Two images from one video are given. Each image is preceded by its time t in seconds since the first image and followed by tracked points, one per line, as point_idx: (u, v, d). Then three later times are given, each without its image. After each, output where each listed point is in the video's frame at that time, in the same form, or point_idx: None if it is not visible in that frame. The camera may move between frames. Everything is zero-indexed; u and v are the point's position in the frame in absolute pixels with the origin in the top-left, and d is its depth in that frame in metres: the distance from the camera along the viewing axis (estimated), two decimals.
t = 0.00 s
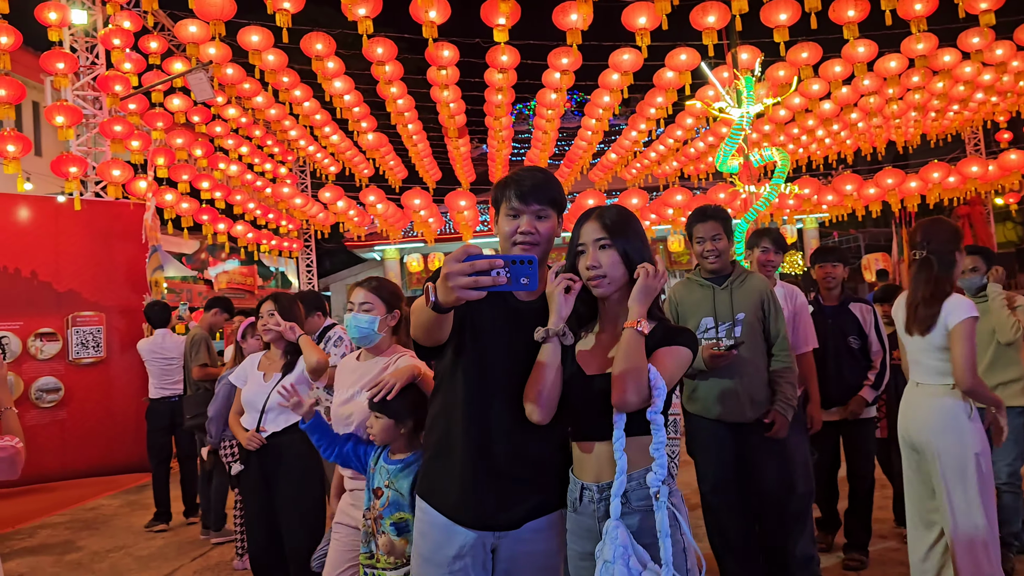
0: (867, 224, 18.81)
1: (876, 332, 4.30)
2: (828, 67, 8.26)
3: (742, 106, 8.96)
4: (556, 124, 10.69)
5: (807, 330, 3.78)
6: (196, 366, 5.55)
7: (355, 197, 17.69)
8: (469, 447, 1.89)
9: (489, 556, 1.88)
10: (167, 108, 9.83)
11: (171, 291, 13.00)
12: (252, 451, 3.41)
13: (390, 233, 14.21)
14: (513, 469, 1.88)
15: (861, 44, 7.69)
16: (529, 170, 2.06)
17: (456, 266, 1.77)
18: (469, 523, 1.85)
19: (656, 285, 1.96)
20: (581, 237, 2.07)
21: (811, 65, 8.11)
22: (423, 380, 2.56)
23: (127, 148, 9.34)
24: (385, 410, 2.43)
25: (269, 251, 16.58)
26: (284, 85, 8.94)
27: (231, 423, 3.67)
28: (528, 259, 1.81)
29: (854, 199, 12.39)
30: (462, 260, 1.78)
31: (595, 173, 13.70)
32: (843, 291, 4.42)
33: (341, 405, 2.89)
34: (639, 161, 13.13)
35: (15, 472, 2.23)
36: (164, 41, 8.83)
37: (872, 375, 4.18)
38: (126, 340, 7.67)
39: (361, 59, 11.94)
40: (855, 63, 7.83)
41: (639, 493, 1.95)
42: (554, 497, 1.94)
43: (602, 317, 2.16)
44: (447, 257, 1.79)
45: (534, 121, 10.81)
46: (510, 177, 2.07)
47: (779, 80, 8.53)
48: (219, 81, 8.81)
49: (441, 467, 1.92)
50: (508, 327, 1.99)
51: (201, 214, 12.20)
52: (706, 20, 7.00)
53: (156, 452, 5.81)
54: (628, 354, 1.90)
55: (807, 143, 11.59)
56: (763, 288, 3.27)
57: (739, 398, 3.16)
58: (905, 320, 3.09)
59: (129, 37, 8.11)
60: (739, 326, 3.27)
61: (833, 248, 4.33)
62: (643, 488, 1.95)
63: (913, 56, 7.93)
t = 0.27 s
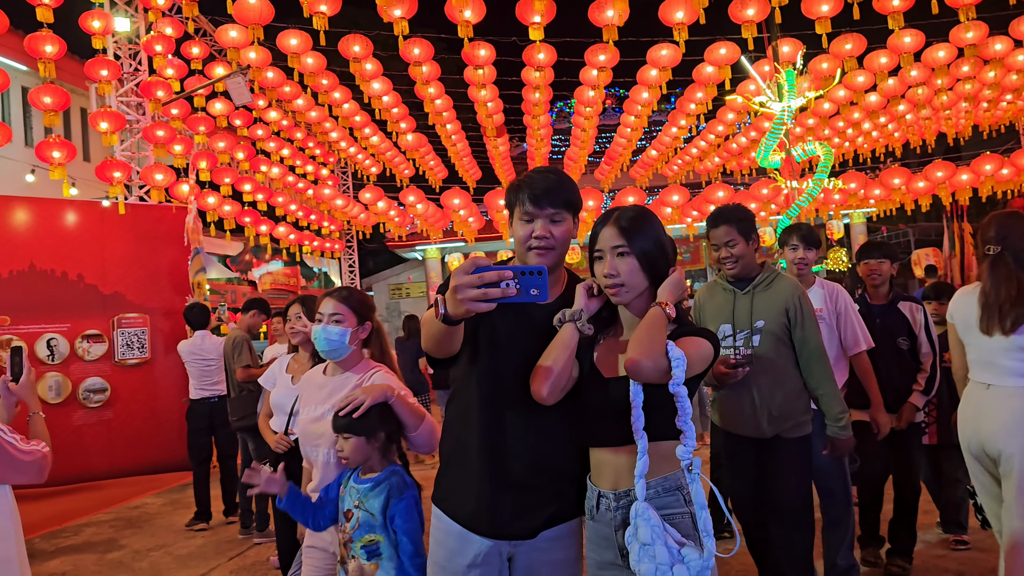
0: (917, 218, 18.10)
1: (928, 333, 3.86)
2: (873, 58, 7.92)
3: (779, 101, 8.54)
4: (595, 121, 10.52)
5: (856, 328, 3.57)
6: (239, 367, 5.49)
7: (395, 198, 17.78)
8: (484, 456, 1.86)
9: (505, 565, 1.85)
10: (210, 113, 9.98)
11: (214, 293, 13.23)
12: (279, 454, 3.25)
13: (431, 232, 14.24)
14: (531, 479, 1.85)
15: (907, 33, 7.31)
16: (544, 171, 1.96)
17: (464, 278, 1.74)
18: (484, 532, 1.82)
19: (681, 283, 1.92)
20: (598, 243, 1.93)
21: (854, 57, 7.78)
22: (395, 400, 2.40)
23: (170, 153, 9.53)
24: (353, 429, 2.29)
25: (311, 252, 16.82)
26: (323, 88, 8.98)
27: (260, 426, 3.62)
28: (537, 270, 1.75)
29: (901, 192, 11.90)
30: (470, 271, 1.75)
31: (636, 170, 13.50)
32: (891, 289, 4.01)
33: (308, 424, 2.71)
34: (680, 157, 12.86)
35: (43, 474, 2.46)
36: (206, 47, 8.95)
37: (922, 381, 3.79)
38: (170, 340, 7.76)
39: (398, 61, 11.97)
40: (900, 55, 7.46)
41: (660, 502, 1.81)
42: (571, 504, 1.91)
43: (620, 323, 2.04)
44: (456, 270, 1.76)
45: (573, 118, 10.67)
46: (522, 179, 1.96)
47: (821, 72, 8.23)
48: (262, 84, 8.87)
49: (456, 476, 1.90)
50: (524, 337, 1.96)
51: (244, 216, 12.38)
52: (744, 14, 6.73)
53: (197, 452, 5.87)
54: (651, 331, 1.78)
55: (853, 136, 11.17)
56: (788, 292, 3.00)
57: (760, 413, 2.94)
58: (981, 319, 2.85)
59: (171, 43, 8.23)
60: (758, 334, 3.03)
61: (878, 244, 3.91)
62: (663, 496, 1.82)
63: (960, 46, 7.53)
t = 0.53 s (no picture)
0: (952, 213, 17.61)
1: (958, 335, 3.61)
2: (902, 50, 7.69)
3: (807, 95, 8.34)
4: (620, 117, 10.40)
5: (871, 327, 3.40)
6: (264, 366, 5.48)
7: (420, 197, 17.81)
8: (489, 456, 1.85)
9: (511, 567, 1.84)
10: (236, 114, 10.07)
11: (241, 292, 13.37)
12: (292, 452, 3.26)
13: (456, 229, 14.24)
14: (538, 481, 1.83)
15: (937, 25, 7.08)
16: (548, 168, 1.91)
17: (462, 281, 1.72)
18: (489, 533, 1.80)
19: (704, 285, 1.82)
20: (607, 234, 1.91)
21: (883, 50, 7.57)
22: (358, 399, 2.29)
23: (196, 154, 9.63)
24: (316, 430, 2.16)
25: (338, 251, 16.93)
26: (348, 88, 8.99)
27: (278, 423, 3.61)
28: (536, 274, 1.72)
29: (934, 187, 11.57)
30: (468, 274, 1.73)
31: (663, 166, 13.35)
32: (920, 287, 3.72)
33: (258, 437, 2.43)
34: (707, 153, 12.68)
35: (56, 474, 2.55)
36: (232, 48, 9.01)
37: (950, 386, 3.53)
38: (196, 339, 7.80)
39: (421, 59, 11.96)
40: (931, 47, 7.23)
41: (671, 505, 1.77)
42: (579, 507, 1.88)
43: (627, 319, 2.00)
44: (453, 272, 1.74)
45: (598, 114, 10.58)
46: (527, 177, 1.93)
47: (849, 66, 8.03)
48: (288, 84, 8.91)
49: (462, 478, 1.89)
50: (530, 339, 1.95)
51: (270, 216, 12.48)
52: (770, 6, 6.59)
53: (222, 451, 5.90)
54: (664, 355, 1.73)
55: (883, 130, 10.90)
56: (799, 290, 2.85)
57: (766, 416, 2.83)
58: None
59: (196, 45, 8.30)
60: (767, 333, 2.91)
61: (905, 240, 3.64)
62: (673, 499, 1.77)
63: (993, 37, 7.27)
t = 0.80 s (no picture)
0: (967, 210, 17.41)
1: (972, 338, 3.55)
2: (915, 46, 7.60)
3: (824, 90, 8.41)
4: (631, 116, 10.35)
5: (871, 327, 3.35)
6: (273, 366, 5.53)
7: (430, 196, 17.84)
8: (489, 458, 1.84)
9: (510, 567, 1.83)
10: (246, 113, 10.11)
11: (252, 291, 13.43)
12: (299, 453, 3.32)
13: (467, 228, 14.26)
14: (539, 482, 1.82)
15: (950, 21, 6.99)
16: (546, 166, 1.90)
17: (458, 282, 1.74)
18: (489, 534, 1.79)
19: (693, 291, 1.74)
20: (607, 228, 1.90)
21: (895, 47, 7.48)
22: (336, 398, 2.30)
23: (206, 154, 9.68)
24: (293, 433, 2.18)
25: (349, 250, 16.99)
26: (358, 87, 9.00)
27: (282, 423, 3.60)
28: (532, 274, 1.74)
29: (948, 184, 11.44)
30: (464, 275, 1.75)
31: (674, 164, 13.29)
32: (932, 287, 3.67)
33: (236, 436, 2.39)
34: (718, 151, 12.61)
35: (59, 474, 2.49)
36: (242, 47, 9.04)
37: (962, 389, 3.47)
38: (208, 339, 7.83)
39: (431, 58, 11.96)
40: (945, 43, 7.14)
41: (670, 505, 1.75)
42: (579, 508, 1.87)
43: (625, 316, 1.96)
44: (449, 274, 1.76)
45: (608, 113, 10.54)
46: (525, 175, 1.92)
47: (861, 63, 7.95)
48: (297, 84, 8.94)
49: (461, 478, 1.88)
50: (530, 338, 1.94)
51: (281, 215, 12.53)
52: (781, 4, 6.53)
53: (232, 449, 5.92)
54: (661, 376, 1.70)
55: (895, 128, 10.80)
56: (799, 288, 2.81)
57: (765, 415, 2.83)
58: None
59: (206, 45, 8.33)
60: (766, 332, 2.89)
61: (917, 239, 3.60)
62: (674, 499, 1.75)
63: (1007, 32, 7.16)
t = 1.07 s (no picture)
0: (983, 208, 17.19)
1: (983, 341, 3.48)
2: (929, 43, 7.50)
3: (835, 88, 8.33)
4: (641, 114, 10.29)
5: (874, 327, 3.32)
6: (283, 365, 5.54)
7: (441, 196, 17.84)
8: (488, 458, 1.83)
9: (509, 568, 1.82)
10: (257, 113, 10.15)
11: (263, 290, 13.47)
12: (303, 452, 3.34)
13: (478, 227, 14.24)
14: (538, 483, 1.81)
15: (964, 16, 6.89)
16: (544, 165, 1.88)
17: (453, 284, 1.73)
18: (488, 535, 1.79)
19: (661, 301, 1.66)
20: (604, 225, 1.87)
21: (909, 43, 7.38)
22: (313, 403, 2.25)
23: (217, 153, 9.73)
24: (268, 441, 2.14)
25: (359, 249, 17.04)
26: (368, 86, 9.01)
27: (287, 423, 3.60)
28: (528, 276, 1.73)
29: (963, 182, 11.29)
30: (460, 277, 1.73)
31: (685, 163, 13.22)
32: (942, 287, 3.61)
33: (219, 438, 2.39)
34: (730, 149, 12.52)
35: (64, 473, 2.46)
36: (252, 47, 9.07)
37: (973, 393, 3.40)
38: (218, 338, 7.86)
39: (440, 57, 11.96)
40: (959, 39, 7.04)
41: (668, 506, 1.74)
42: (579, 508, 1.86)
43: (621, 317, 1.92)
44: (444, 276, 1.75)
45: (618, 112, 10.49)
46: (525, 175, 1.90)
47: (873, 59, 7.87)
48: (307, 84, 8.96)
49: (460, 479, 1.87)
50: (528, 338, 1.92)
51: (292, 215, 12.57)
52: None
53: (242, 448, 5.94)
54: (648, 393, 1.66)
55: (910, 125, 10.67)
56: (796, 286, 2.79)
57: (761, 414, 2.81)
58: None
59: (217, 46, 8.37)
60: (764, 332, 2.88)
61: (925, 238, 3.56)
62: (671, 499, 1.74)
63: None
